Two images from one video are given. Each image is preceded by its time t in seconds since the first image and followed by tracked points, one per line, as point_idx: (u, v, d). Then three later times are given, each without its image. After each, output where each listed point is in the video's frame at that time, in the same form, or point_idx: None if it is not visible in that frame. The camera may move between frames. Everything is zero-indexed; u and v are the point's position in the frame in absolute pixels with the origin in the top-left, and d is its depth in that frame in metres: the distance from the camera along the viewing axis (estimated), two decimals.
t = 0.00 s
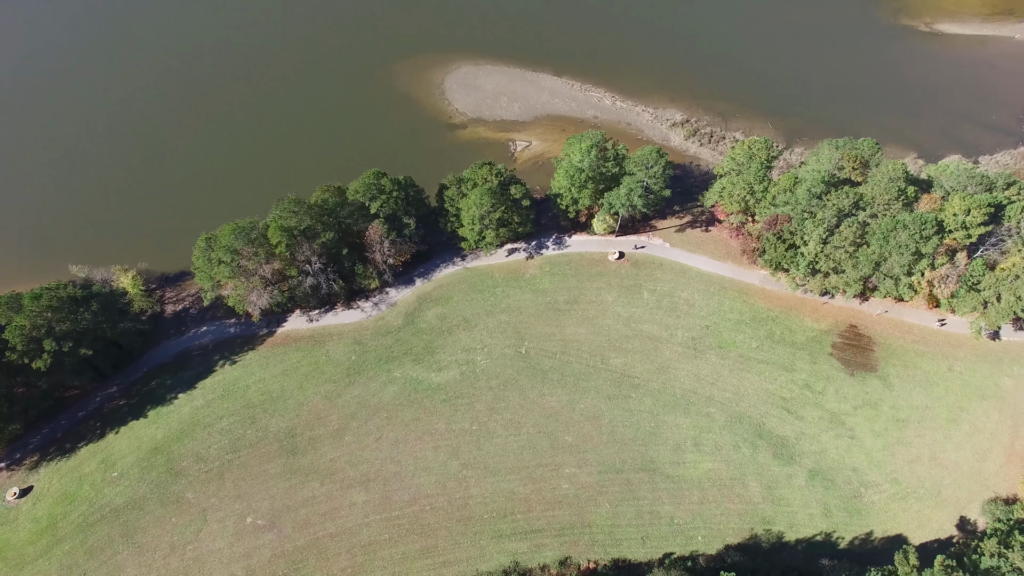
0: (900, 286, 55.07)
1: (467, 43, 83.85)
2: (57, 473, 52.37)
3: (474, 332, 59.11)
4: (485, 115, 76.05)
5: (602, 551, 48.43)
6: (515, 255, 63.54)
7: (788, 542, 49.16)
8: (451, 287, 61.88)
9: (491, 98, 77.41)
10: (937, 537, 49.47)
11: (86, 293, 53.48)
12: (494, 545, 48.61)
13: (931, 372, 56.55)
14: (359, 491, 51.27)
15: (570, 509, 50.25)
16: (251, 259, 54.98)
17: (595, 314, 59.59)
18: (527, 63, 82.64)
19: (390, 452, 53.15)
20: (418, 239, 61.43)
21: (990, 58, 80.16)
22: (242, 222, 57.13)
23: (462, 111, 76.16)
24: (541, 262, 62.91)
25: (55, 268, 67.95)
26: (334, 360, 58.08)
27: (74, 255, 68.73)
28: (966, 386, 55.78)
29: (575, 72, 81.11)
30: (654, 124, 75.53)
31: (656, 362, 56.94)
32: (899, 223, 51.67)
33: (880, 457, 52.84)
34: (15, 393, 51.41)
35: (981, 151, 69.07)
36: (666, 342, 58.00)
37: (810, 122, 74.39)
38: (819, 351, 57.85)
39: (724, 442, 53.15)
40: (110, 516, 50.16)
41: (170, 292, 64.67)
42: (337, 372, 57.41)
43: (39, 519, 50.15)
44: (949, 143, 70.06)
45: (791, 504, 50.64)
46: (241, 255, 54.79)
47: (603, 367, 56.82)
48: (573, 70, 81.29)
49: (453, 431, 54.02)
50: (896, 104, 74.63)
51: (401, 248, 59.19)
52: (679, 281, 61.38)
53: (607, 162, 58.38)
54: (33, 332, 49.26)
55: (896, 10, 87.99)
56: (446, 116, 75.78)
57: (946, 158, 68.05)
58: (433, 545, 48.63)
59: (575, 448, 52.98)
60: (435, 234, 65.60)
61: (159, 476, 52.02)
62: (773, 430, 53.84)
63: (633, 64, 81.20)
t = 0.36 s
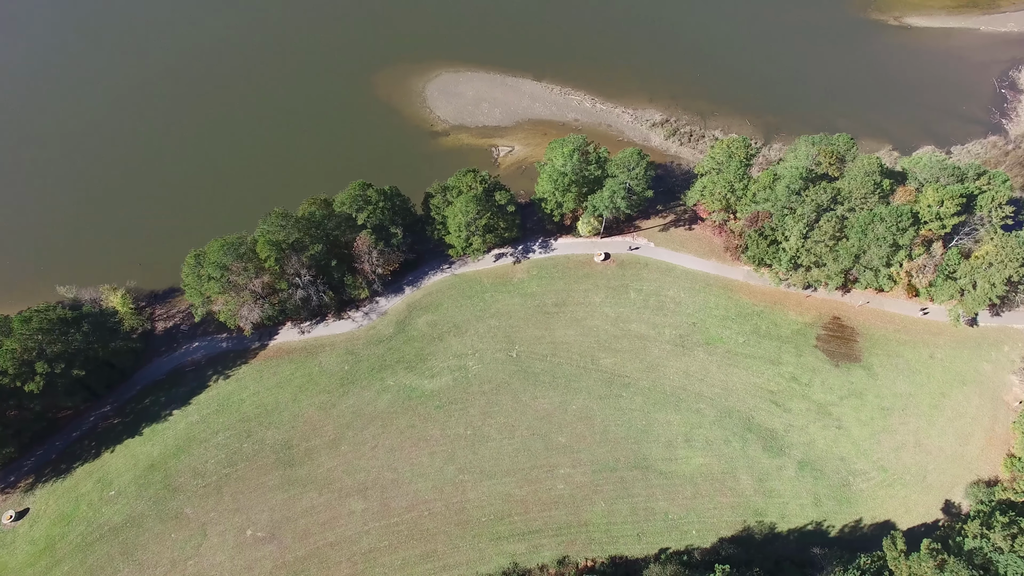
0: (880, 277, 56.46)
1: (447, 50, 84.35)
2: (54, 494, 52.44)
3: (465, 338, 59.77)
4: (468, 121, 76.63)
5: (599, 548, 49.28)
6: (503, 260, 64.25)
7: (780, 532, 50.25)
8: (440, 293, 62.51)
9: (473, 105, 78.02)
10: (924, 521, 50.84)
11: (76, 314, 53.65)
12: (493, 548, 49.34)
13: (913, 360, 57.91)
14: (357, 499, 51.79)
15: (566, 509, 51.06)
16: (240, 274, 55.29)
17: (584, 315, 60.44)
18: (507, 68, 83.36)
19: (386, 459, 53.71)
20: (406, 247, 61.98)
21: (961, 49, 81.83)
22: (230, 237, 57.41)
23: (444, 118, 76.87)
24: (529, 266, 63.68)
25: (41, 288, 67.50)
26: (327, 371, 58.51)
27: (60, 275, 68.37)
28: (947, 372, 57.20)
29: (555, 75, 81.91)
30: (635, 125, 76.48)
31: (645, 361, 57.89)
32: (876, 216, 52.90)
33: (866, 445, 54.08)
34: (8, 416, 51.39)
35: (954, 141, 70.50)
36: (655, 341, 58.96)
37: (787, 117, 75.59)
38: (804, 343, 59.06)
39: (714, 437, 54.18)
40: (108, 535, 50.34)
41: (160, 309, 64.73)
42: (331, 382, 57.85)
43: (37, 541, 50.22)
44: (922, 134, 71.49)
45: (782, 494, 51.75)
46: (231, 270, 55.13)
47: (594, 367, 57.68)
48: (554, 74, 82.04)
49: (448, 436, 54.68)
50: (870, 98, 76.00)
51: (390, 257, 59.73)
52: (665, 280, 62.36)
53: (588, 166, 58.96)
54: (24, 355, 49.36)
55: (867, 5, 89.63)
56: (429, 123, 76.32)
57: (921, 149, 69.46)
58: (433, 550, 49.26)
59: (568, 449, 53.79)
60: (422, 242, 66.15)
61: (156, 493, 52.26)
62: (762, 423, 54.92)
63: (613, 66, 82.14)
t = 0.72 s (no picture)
0: (873, 278, 57.06)
1: (443, 55, 84.95)
2: (58, 500, 53.00)
3: (463, 341, 60.44)
4: (464, 126, 77.19)
5: (597, 549, 50.04)
6: (500, 264, 64.90)
7: (776, 531, 51.07)
8: (439, 298, 63.15)
9: (469, 110, 78.65)
10: (916, 519, 51.71)
11: (79, 321, 54.09)
12: (492, 549, 50.08)
13: (905, 360, 58.75)
14: (358, 502, 52.46)
15: (565, 510, 51.80)
16: (241, 281, 55.90)
17: (581, 318, 61.15)
18: (503, 73, 83.96)
19: (386, 463, 54.37)
20: (404, 253, 62.65)
21: (951, 52, 82.71)
22: (231, 244, 58.13)
23: (440, 124, 77.43)
24: (526, 270, 64.35)
25: (38, 294, 67.42)
26: (328, 376, 59.11)
27: (58, 281, 68.37)
28: (939, 372, 58.06)
29: (550, 80, 82.51)
30: (630, 129, 77.17)
31: (642, 363, 58.62)
32: (867, 220, 53.79)
33: (860, 444, 54.91)
34: (12, 424, 51.91)
35: (943, 143, 71.37)
36: (651, 343, 59.70)
37: (779, 120, 76.32)
38: (798, 345, 59.85)
39: (710, 438, 54.95)
40: (113, 540, 50.94)
41: (161, 315, 65.13)
42: (331, 387, 58.46)
43: (42, 547, 50.79)
44: (913, 136, 72.24)
45: (777, 494, 52.55)
46: (231, 277, 55.75)
47: (591, 370, 58.39)
48: (549, 78, 82.66)
49: (447, 439, 55.36)
50: (862, 101, 76.77)
51: (389, 262, 60.35)
52: (660, 283, 63.08)
53: (584, 171, 59.91)
54: (28, 362, 49.80)
55: (859, 8, 90.48)
56: (425, 129, 76.93)
57: (912, 152, 70.25)
58: (434, 552, 49.96)
59: (567, 451, 54.52)
60: (420, 247, 66.81)
61: (160, 498, 52.85)
62: (757, 424, 55.70)
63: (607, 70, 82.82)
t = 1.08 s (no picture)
0: (867, 281, 58.00)
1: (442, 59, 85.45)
2: (62, 503, 53.50)
3: (463, 344, 61.03)
4: (463, 130, 77.62)
5: (596, 549, 50.70)
6: (499, 267, 65.46)
7: (772, 531, 51.76)
8: (438, 301, 63.70)
9: (468, 114, 79.15)
10: (911, 518, 52.41)
11: (82, 326, 54.52)
12: (492, 550, 50.71)
13: (899, 361, 59.44)
14: (360, 504, 53.05)
15: (564, 511, 52.44)
16: (243, 285, 56.45)
17: (579, 321, 61.75)
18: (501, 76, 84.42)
19: (387, 465, 54.98)
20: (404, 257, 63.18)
21: (945, 55, 83.31)
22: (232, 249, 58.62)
23: (439, 127, 77.85)
24: (524, 273, 64.91)
25: (39, 298, 67.64)
26: (329, 379, 59.68)
27: (58, 285, 68.54)
28: (933, 373, 58.74)
29: (548, 83, 83.04)
30: (627, 132, 77.71)
31: (639, 365, 59.26)
32: (862, 223, 54.43)
33: (855, 444, 55.60)
34: (16, 428, 52.44)
35: (937, 146, 71.97)
36: (649, 345, 60.33)
37: (775, 123, 76.87)
38: (794, 346, 60.51)
39: (707, 439, 55.60)
40: (117, 542, 51.51)
41: (163, 319, 65.55)
42: (332, 390, 59.03)
43: (47, 549, 51.29)
44: (908, 139, 72.86)
45: (774, 494, 53.24)
46: (233, 281, 56.29)
47: (589, 372, 59.01)
48: (547, 82, 83.17)
49: (447, 441, 55.98)
50: (857, 104, 77.33)
51: (389, 266, 60.82)
52: (658, 285, 63.69)
53: (582, 175, 60.48)
54: (31, 367, 50.26)
55: (854, 11, 91.12)
56: (424, 133, 77.40)
57: (906, 154, 70.88)
58: (435, 553, 50.60)
59: (566, 452, 55.15)
60: (420, 250, 67.34)
61: (163, 501, 53.41)
62: (753, 425, 56.38)
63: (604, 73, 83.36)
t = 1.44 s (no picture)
0: (862, 282, 58.66)
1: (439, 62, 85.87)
2: (64, 506, 53.86)
3: (462, 346, 61.49)
4: (461, 133, 78.02)
5: (595, 549, 51.28)
6: (498, 269, 65.93)
7: (769, 530, 52.36)
8: (438, 303, 64.17)
9: (466, 116, 79.56)
10: (906, 516, 53.02)
11: (84, 330, 54.87)
12: (492, 550, 51.24)
13: (894, 362, 60.05)
14: (360, 505, 53.57)
15: (563, 512, 52.97)
16: (243, 289, 56.92)
17: (577, 323, 62.25)
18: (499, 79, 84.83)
19: (388, 466, 55.49)
20: (403, 260, 63.65)
21: (939, 56, 83.86)
22: (232, 253, 59.09)
23: (437, 130, 78.29)
24: (523, 275, 65.40)
25: (40, 302, 67.96)
26: (329, 381, 60.14)
27: (59, 289, 68.76)
28: (928, 373, 59.36)
29: (546, 86, 83.46)
30: (624, 134, 78.19)
31: (637, 366, 59.79)
32: (857, 225, 54.98)
33: (850, 444, 56.20)
34: (19, 431, 52.81)
35: (932, 147, 72.47)
36: (646, 346, 60.85)
37: (772, 125, 77.33)
38: (790, 347, 61.08)
39: (704, 440, 56.17)
40: (119, 544, 51.93)
41: (163, 322, 65.89)
42: (333, 392, 59.49)
43: (50, 552, 51.67)
44: (903, 141, 73.42)
45: (770, 494, 53.84)
46: (233, 285, 56.78)
47: (587, 373, 59.54)
48: (544, 84, 83.58)
49: (447, 443, 56.47)
50: (852, 106, 77.88)
51: (388, 269, 61.26)
52: (655, 287, 64.22)
53: (580, 178, 60.91)
54: (34, 371, 50.66)
55: (849, 14, 91.71)
56: (423, 136, 77.82)
57: (901, 156, 71.44)
58: (435, 554, 51.12)
59: (564, 453, 55.68)
60: (419, 253, 67.84)
61: (165, 503, 53.85)
62: (750, 425, 56.96)
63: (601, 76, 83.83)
